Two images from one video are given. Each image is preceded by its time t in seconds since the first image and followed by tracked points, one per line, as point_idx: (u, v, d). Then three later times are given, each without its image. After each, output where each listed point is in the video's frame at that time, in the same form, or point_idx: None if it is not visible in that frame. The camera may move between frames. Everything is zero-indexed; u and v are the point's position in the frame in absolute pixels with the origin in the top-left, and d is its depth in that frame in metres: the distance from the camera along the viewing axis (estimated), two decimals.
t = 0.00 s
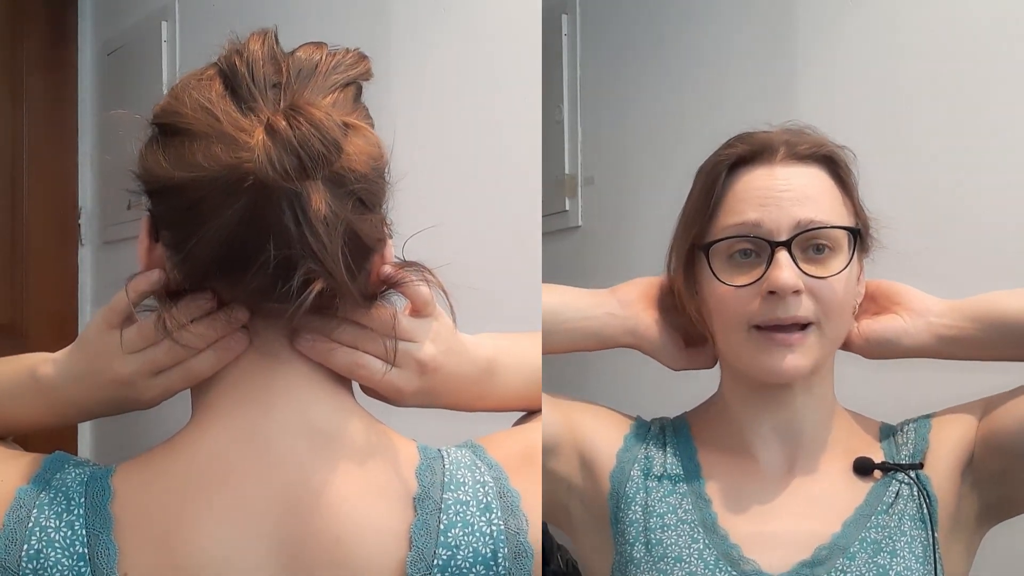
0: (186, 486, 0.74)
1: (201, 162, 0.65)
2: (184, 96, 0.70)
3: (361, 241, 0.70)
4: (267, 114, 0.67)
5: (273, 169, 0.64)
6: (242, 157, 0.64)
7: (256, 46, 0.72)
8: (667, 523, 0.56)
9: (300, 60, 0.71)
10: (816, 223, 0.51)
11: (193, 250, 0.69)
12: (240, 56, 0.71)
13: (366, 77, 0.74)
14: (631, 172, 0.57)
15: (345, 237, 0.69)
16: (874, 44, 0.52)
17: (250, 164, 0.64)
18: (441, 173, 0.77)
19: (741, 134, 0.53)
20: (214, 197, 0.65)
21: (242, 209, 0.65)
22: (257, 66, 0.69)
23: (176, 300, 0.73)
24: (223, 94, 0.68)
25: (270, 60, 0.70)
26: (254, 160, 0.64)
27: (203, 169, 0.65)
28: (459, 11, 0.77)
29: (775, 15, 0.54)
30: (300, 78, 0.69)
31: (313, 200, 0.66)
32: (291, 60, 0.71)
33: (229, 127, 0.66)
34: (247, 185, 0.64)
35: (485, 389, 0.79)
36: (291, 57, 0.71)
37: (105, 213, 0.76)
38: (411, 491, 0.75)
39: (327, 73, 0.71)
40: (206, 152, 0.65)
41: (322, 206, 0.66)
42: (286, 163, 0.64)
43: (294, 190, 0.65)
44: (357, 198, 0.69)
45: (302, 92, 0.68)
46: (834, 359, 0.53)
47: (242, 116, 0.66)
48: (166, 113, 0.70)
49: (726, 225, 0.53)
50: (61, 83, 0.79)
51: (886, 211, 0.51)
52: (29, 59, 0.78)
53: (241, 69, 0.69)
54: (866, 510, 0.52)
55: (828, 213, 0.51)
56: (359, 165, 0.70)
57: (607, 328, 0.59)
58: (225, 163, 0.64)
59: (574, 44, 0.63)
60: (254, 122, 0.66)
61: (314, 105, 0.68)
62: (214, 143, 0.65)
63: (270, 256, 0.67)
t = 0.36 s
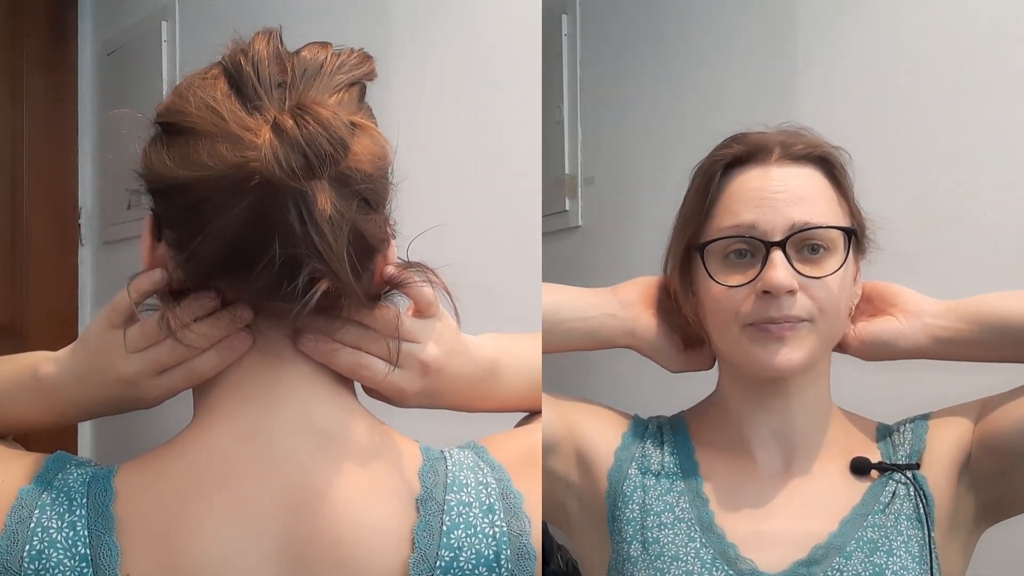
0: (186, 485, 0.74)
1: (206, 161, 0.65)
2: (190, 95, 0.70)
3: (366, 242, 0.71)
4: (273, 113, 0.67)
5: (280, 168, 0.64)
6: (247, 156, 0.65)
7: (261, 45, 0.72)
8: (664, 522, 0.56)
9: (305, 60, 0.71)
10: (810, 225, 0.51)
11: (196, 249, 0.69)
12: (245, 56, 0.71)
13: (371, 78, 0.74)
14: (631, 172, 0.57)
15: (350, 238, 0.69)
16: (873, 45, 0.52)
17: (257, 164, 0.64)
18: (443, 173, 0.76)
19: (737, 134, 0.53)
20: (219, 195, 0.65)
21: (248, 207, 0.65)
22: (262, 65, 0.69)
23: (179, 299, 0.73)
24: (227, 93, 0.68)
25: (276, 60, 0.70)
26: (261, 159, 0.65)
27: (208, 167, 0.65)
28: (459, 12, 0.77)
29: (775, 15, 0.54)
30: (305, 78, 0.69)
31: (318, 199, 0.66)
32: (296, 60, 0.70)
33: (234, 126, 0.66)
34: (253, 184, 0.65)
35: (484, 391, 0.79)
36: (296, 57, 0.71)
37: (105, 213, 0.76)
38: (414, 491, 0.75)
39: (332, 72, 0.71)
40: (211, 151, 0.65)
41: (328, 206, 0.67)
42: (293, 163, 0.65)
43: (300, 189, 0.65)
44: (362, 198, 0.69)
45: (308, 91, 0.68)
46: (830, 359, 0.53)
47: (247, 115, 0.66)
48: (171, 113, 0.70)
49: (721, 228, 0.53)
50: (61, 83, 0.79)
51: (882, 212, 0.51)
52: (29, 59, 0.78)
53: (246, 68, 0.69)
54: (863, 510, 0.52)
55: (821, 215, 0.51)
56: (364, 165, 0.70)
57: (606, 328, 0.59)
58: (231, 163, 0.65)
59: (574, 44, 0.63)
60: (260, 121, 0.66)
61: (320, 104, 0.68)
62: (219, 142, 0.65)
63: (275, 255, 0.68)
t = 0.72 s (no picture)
0: (188, 485, 0.74)
1: (211, 160, 0.66)
2: (196, 94, 0.70)
3: (370, 241, 0.71)
4: (278, 113, 0.67)
5: (285, 167, 0.65)
6: (252, 155, 0.65)
7: (267, 45, 0.72)
8: (664, 519, 0.56)
9: (311, 61, 0.71)
10: (815, 216, 0.51)
11: (200, 248, 0.69)
12: (251, 56, 0.71)
13: (376, 79, 0.74)
14: (631, 172, 0.57)
15: (355, 237, 0.70)
16: (874, 45, 0.52)
17: (262, 163, 0.65)
18: (445, 172, 0.76)
19: (745, 128, 0.53)
20: (225, 194, 0.66)
21: (255, 206, 0.66)
22: (269, 65, 0.69)
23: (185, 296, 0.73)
24: (233, 92, 0.68)
25: (281, 60, 0.70)
26: (265, 158, 0.65)
27: (213, 165, 0.66)
28: (459, 13, 0.77)
29: (775, 16, 0.54)
30: (311, 78, 0.69)
31: (323, 199, 0.67)
32: (302, 61, 0.70)
33: (239, 125, 0.66)
34: (257, 182, 0.66)
35: (483, 386, 0.79)
36: (302, 58, 0.71)
37: (105, 214, 0.76)
38: (416, 493, 0.75)
39: (338, 73, 0.71)
40: (216, 149, 0.66)
41: (332, 206, 0.67)
42: (299, 162, 0.66)
43: (305, 187, 0.66)
44: (365, 198, 0.70)
45: (314, 91, 0.68)
46: (833, 361, 0.53)
47: (253, 114, 0.67)
48: (176, 113, 0.71)
49: (726, 216, 0.53)
50: (61, 83, 0.79)
51: (885, 212, 0.51)
52: (29, 58, 0.78)
53: (252, 68, 0.69)
54: (864, 509, 0.52)
55: (826, 206, 0.51)
56: (368, 165, 0.70)
57: (607, 327, 0.58)
58: (236, 162, 0.66)
59: (574, 44, 0.63)
60: (266, 120, 0.66)
61: (326, 103, 0.68)
62: (224, 141, 0.66)
63: (279, 254, 0.69)
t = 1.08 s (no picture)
0: (188, 485, 0.74)
1: (211, 162, 0.66)
2: (193, 97, 0.70)
3: (372, 241, 0.71)
4: (278, 115, 0.66)
5: (287, 170, 0.64)
6: (253, 157, 0.65)
7: (265, 45, 0.72)
8: (666, 518, 0.56)
9: (310, 60, 0.71)
10: (816, 216, 0.51)
11: (200, 251, 0.69)
12: (249, 56, 0.71)
13: (375, 77, 0.74)
14: (631, 172, 0.57)
15: (356, 238, 0.70)
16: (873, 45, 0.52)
17: (262, 165, 0.64)
18: (445, 172, 0.76)
19: (743, 127, 0.53)
20: (224, 197, 0.66)
21: (255, 208, 0.66)
22: (267, 65, 0.69)
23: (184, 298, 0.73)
24: (231, 93, 0.68)
25: (279, 60, 0.70)
26: (265, 161, 0.64)
27: (213, 168, 0.65)
28: (459, 13, 0.77)
29: (775, 16, 0.54)
30: (310, 78, 0.69)
31: (324, 200, 0.66)
32: (300, 60, 0.70)
33: (238, 126, 0.66)
34: (260, 185, 0.65)
35: (487, 383, 0.79)
36: (300, 57, 0.71)
37: (105, 213, 0.76)
38: (417, 494, 0.75)
39: (337, 72, 0.71)
40: (216, 151, 0.66)
41: (334, 206, 0.67)
42: (300, 165, 0.65)
43: (308, 192, 0.66)
44: (366, 198, 0.70)
45: (313, 92, 0.68)
46: (835, 363, 0.53)
47: (252, 116, 0.66)
48: (174, 114, 0.70)
49: (726, 218, 0.53)
50: (61, 84, 0.79)
51: (887, 211, 0.50)
52: (29, 58, 0.78)
53: (251, 69, 0.69)
54: (868, 507, 0.52)
55: (826, 206, 0.51)
56: (370, 166, 0.70)
57: (608, 326, 0.58)
58: (235, 164, 0.65)
59: (574, 43, 0.63)
60: (265, 122, 0.66)
61: (326, 105, 0.68)
62: (223, 143, 0.66)
63: (280, 257, 0.69)
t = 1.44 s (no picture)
0: (188, 486, 0.74)
1: (207, 164, 0.66)
2: (191, 98, 0.70)
3: (369, 242, 0.71)
4: (274, 117, 0.67)
5: (280, 171, 0.65)
6: (249, 158, 0.65)
7: (263, 46, 0.72)
8: (666, 519, 0.56)
9: (308, 61, 0.71)
10: (817, 218, 0.51)
11: (198, 251, 0.69)
12: (247, 56, 0.71)
13: (373, 77, 0.74)
14: (631, 172, 0.57)
15: (353, 239, 0.70)
16: (874, 46, 0.52)
17: (257, 167, 0.65)
18: (444, 172, 0.76)
19: (745, 128, 0.53)
20: (222, 197, 0.65)
21: (252, 209, 0.66)
22: (264, 66, 0.69)
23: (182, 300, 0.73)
24: (229, 95, 0.68)
25: (277, 60, 0.70)
26: (261, 163, 0.65)
27: (209, 169, 0.66)
28: (459, 13, 0.77)
29: (775, 16, 0.54)
30: (307, 79, 0.69)
31: (320, 202, 0.66)
32: (298, 60, 0.71)
33: (235, 127, 0.66)
34: (255, 186, 0.65)
35: (488, 386, 0.78)
36: (298, 58, 0.71)
37: (105, 213, 0.76)
38: (416, 493, 0.75)
39: (335, 73, 0.71)
40: (212, 153, 0.66)
41: (330, 208, 0.67)
42: (294, 167, 0.65)
43: (303, 193, 0.66)
44: (364, 199, 0.70)
45: (310, 93, 0.68)
46: (836, 364, 0.53)
47: (249, 117, 0.66)
48: (172, 115, 0.70)
49: (727, 220, 0.53)
50: (61, 83, 0.79)
51: (891, 211, 0.50)
52: (29, 58, 0.78)
53: (248, 69, 0.69)
54: (868, 509, 0.52)
55: (828, 208, 0.51)
56: (367, 167, 0.70)
57: (609, 327, 0.58)
58: (231, 165, 0.65)
59: (574, 43, 0.63)
60: (261, 124, 0.66)
61: (321, 107, 0.68)
62: (219, 145, 0.66)
63: (277, 259, 0.68)
